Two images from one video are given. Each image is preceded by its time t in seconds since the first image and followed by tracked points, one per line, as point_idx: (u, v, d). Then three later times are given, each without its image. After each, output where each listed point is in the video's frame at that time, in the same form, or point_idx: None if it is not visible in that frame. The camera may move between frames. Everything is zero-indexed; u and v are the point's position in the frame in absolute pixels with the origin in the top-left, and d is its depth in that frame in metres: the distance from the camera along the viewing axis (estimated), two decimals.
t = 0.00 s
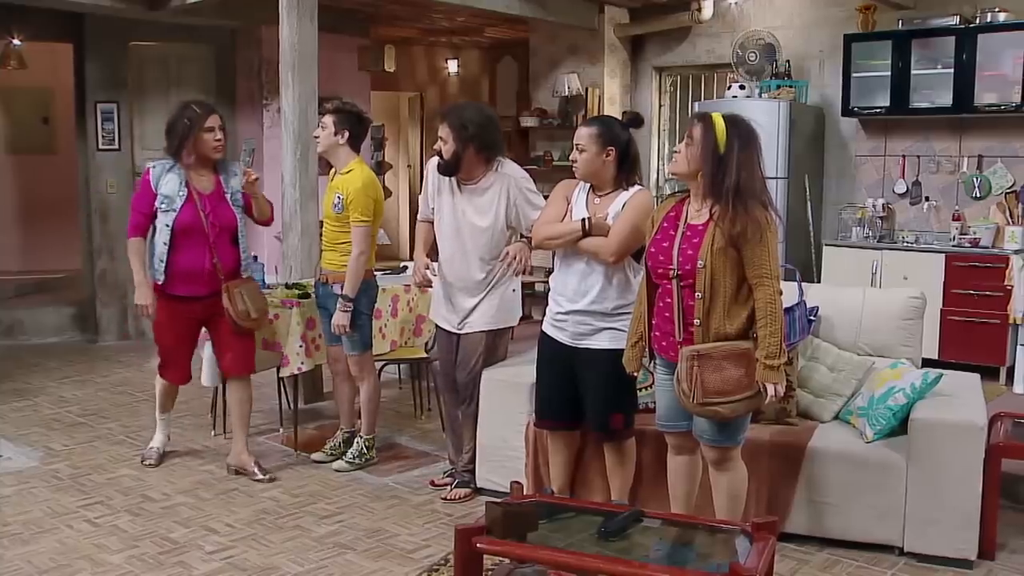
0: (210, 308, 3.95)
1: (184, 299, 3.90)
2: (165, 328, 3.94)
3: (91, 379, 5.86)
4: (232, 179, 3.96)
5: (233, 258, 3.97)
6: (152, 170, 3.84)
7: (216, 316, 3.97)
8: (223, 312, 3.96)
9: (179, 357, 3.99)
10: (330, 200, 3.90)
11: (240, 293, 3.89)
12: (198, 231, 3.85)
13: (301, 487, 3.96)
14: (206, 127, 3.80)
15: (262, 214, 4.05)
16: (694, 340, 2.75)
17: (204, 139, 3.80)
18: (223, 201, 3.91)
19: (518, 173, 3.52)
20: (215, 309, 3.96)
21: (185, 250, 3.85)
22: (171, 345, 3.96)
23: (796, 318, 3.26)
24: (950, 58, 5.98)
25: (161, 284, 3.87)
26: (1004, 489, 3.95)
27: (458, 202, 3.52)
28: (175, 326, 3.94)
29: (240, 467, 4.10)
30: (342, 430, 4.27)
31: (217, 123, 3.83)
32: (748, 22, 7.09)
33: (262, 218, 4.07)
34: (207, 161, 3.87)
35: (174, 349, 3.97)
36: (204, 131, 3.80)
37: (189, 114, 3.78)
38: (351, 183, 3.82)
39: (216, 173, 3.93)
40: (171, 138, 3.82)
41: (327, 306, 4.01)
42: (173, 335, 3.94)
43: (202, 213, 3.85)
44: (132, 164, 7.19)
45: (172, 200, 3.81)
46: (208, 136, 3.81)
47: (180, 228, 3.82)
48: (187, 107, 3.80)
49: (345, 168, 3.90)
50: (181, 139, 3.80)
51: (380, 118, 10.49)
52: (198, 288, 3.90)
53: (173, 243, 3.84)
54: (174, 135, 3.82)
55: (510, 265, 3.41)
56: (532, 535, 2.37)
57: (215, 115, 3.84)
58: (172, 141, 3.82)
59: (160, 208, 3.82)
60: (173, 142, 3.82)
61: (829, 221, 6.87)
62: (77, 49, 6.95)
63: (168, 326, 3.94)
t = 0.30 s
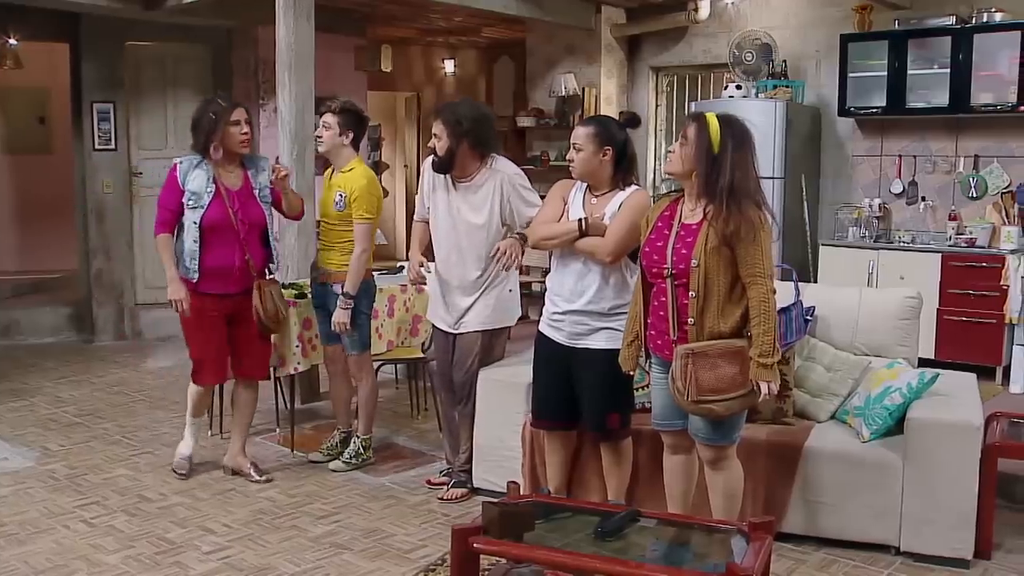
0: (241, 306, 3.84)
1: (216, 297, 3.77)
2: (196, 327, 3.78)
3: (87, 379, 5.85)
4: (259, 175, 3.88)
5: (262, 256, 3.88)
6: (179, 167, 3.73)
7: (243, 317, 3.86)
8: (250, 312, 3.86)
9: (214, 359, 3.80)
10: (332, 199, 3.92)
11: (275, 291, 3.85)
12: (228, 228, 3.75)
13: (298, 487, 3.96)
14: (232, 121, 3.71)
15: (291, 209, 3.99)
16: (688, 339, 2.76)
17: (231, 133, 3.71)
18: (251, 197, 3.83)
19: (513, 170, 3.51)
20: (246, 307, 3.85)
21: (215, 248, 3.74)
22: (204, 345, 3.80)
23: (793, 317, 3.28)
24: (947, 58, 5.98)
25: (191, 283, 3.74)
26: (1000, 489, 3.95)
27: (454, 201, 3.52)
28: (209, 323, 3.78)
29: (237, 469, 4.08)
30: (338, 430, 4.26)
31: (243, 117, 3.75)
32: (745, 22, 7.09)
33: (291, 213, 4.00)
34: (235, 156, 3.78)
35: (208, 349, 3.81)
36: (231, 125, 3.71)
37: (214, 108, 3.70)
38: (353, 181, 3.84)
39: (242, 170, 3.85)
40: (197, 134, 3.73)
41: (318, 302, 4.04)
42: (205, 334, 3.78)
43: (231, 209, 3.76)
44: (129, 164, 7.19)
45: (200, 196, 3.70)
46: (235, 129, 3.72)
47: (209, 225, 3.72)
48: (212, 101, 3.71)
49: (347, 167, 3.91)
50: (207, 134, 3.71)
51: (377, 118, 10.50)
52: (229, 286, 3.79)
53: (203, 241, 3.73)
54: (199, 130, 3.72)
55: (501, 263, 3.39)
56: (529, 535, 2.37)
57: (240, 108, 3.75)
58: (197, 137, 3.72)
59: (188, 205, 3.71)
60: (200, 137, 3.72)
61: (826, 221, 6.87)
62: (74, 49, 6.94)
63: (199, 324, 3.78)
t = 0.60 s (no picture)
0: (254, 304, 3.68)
1: (228, 294, 3.62)
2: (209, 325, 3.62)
3: (84, 380, 5.85)
4: (273, 169, 3.73)
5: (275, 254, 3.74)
6: (192, 162, 3.59)
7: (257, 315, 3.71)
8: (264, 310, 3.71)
9: (234, 354, 3.64)
10: (333, 196, 3.92)
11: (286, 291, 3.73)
12: (242, 224, 3.60)
13: (295, 488, 3.96)
14: (245, 114, 3.56)
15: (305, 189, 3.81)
16: (682, 337, 2.76)
17: (245, 126, 3.55)
18: (265, 193, 3.68)
19: (504, 167, 3.51)
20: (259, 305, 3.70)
21: (228, 244, 3.58)
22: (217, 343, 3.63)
23: (791, 317, 3.34)
24: (943, 58, 5.99)
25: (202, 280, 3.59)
26: (996, 488, 3.95)
27: (447, 199, 3.52)
28: (222, 321, 3.62)
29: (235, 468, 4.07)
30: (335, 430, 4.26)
31: (256, 110, 3.60)
32: (741, 22, 7.09)
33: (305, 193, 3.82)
34: (248, 152, 3.64)
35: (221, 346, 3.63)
36: (244, 118, 3.56)
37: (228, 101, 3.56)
38: (358, 179, 3.86)
39: (256, 164, 3.70)
40: (210, 128, 3.58)
41: (317, 303, 4.02)
42: (219, 331, 3.62)
43: (245, 205, 3.60)
44: (125, 164, 7.18)
45: (214, 191, 3.55)
46: (249, 123, 3.57)
47: (221, 221, 3.56)
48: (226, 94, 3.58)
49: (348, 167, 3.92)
50: (220, 128, 3.56)
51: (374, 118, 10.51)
52: (242, 283, 3.63)
53: (215, 237, 3.57)
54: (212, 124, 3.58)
55: (493, 260, 3.39)
56: (526, 535, 2.37)
57: (253, 101, 3.61)
58: (210, 132, 3.58)
59: (200, 200, 3.56)
60: (213, 131, 3.58)
61: (822, 221, 6.88)
62: (70, 49, 6.94)
63: (212, 321, 3.61)
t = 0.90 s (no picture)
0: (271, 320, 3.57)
1: (245, 311, 3.50)
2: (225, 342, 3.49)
3: (79, 380, 5.84)
4: (288, 184, 3.64)
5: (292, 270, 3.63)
6: (205, 176, 3.49)
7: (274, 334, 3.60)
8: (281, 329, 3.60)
9: (255, 368, 3.50)
10: (333, 195, 3.90)
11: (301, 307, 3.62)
12: (258, 241, 3.49)
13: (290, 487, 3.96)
14: (262, 128, 3.47)
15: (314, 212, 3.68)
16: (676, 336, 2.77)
17: (261, 140, 3.46)
18: (281, 208, 3.58)
19: (497, 167, 3.51)
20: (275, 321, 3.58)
21: (244, 262, 3.47)
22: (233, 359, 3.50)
23: (785, 317, 3.34)
24: (938, 58, 6.00)
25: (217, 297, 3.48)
26: (990, 487, 3.96)
27: (441, 200, 3.51)
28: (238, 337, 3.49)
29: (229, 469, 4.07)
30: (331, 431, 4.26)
31: (275, 124, 3.50)
32: (737, 22, 7.10)
33: (315, 216, 3.70)
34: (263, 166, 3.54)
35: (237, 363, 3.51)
36: (262, 132, 3.47)
37: (244, 115, 3.46)
38: (363, 178, 3.88)
39: (272, 179, 3.60)
40: (225, 141, 3.49)
41: (316, 306, 4.03)
42: (235, 349, 3.49)
43: (262, 221, 3.50)
44: (121, 164, 7.18)
45: (229, 208, 3.45)
46: (265, 137, 3.48)
47: (237, 238, 3.46)
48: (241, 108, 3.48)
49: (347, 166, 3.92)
50: (235, 142, 3.47)
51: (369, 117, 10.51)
52: (258, 300, 3.52)
53: (230, 254, 3.47)
54: (227, 137, 3.49)
55: (486, 259, 3.38)
56: (521, 535, 2.37)
57: (271, 115, 3.51)
58: (225, 144, 3.49)
59: (214, 216, 3.46)
60: (227, 145, 3.49)
61: (818, 221, 6.89)
62: (65, 50, 6.93)
63: (227, 337, 3.49)
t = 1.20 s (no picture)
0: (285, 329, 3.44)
1: (260, 320, 3.36)
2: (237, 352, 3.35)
3: (74, 380, 5.84)
4: (308, 184, 3.48)
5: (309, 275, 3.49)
6: (223, 175, 3.32)
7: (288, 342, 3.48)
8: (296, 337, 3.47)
9: (261, 380, 3.37)
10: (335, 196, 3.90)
11: (317, 316, 3.48)
12: (277, 245, 3.34)
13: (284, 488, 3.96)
14: (283, 125, 3.30)
15: (340, 219, 3.68)
16: (682, 336, 2.77)
17: (281, 139, 3.30)
18: (301, 211, 3.42)
19: (491, 167, 3.50)
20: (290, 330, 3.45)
21: (260, 267, 3.33)
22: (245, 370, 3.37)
23: (779, 318, 3.34)
24: (932, 58, 6.01)
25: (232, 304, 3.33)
26: (985, 487, 3.97)
27: (435, 201, 3.50)
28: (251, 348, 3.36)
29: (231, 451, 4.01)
30: (326, 432, 4.27)
31: (296, 121, 3.34)
32: (732, 22, 7.11)
33: (340, 221, 3.69)
34: (283, 165, 3.38)
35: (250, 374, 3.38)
36: (282, 130, 3.31)
37: (263, 111, 3.29)
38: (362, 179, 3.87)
39: (292, 179, 3.44)
40: (243, 139, 3.32)
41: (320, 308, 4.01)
42: (245, 359, 3.35)
43: (280, 225, 3.35)
44: (116, 164, 7.17)
45: (247, 210, 3.29)
46: (286, 135, 3.32)
47: (255, 242, 3.31)
48: (261, 104, 3.31)
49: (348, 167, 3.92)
50: (254, 140, 3.30)
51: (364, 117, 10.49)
52: (273, 308, 3.38)
53: (246, 258, 3.32)
54: (246, 136, 3.32)
55: (481, 260, 3.37)
56: (516, 535, 2.37)
57: (293, 112, 3.35)
58: (242, 142, 3.32)
59: (231, 218, 3.29)
60: (246, 143, 3.32)
61: (812, 221, 6.90)
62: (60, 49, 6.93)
63: (242, 346, 3.35)
